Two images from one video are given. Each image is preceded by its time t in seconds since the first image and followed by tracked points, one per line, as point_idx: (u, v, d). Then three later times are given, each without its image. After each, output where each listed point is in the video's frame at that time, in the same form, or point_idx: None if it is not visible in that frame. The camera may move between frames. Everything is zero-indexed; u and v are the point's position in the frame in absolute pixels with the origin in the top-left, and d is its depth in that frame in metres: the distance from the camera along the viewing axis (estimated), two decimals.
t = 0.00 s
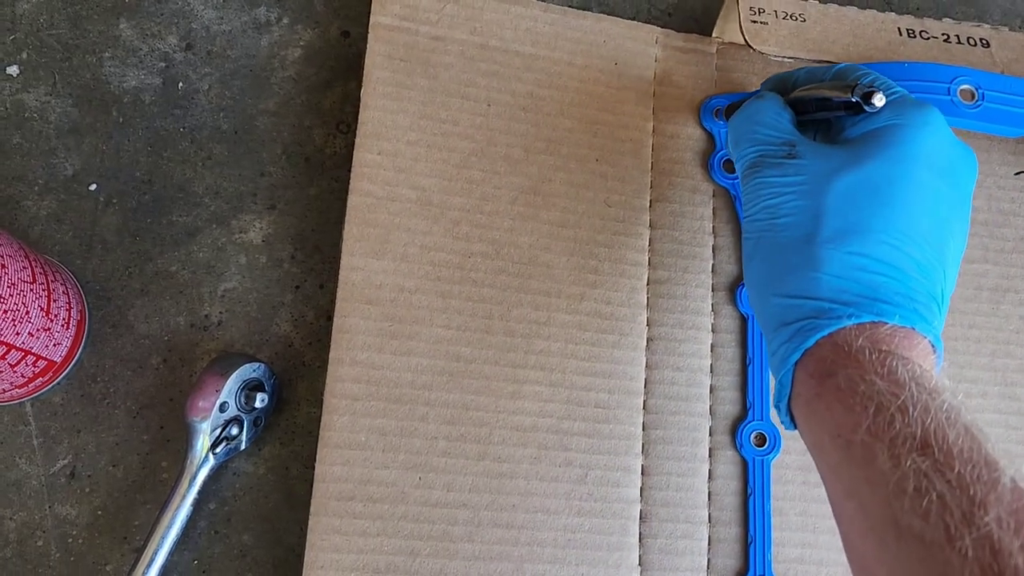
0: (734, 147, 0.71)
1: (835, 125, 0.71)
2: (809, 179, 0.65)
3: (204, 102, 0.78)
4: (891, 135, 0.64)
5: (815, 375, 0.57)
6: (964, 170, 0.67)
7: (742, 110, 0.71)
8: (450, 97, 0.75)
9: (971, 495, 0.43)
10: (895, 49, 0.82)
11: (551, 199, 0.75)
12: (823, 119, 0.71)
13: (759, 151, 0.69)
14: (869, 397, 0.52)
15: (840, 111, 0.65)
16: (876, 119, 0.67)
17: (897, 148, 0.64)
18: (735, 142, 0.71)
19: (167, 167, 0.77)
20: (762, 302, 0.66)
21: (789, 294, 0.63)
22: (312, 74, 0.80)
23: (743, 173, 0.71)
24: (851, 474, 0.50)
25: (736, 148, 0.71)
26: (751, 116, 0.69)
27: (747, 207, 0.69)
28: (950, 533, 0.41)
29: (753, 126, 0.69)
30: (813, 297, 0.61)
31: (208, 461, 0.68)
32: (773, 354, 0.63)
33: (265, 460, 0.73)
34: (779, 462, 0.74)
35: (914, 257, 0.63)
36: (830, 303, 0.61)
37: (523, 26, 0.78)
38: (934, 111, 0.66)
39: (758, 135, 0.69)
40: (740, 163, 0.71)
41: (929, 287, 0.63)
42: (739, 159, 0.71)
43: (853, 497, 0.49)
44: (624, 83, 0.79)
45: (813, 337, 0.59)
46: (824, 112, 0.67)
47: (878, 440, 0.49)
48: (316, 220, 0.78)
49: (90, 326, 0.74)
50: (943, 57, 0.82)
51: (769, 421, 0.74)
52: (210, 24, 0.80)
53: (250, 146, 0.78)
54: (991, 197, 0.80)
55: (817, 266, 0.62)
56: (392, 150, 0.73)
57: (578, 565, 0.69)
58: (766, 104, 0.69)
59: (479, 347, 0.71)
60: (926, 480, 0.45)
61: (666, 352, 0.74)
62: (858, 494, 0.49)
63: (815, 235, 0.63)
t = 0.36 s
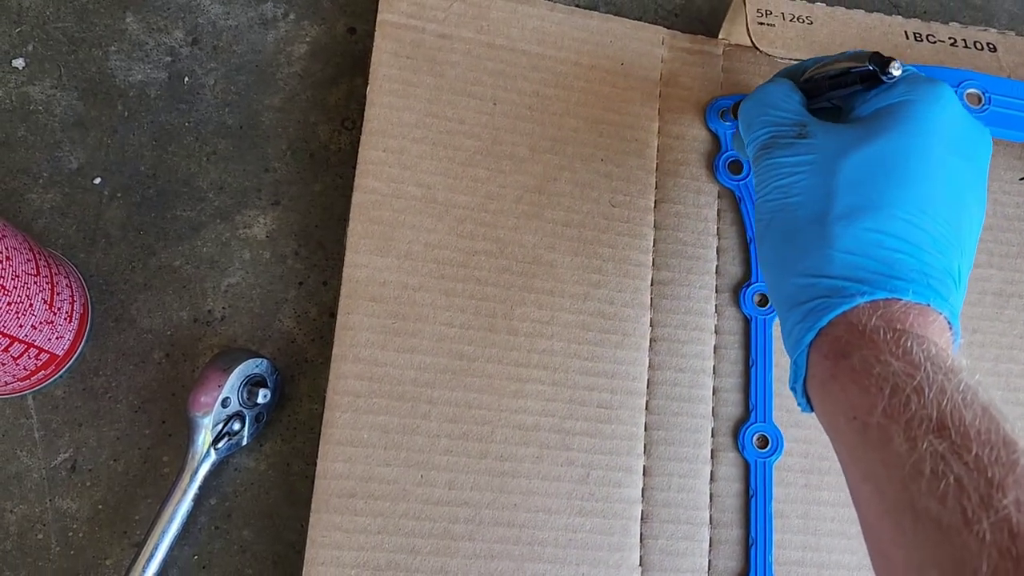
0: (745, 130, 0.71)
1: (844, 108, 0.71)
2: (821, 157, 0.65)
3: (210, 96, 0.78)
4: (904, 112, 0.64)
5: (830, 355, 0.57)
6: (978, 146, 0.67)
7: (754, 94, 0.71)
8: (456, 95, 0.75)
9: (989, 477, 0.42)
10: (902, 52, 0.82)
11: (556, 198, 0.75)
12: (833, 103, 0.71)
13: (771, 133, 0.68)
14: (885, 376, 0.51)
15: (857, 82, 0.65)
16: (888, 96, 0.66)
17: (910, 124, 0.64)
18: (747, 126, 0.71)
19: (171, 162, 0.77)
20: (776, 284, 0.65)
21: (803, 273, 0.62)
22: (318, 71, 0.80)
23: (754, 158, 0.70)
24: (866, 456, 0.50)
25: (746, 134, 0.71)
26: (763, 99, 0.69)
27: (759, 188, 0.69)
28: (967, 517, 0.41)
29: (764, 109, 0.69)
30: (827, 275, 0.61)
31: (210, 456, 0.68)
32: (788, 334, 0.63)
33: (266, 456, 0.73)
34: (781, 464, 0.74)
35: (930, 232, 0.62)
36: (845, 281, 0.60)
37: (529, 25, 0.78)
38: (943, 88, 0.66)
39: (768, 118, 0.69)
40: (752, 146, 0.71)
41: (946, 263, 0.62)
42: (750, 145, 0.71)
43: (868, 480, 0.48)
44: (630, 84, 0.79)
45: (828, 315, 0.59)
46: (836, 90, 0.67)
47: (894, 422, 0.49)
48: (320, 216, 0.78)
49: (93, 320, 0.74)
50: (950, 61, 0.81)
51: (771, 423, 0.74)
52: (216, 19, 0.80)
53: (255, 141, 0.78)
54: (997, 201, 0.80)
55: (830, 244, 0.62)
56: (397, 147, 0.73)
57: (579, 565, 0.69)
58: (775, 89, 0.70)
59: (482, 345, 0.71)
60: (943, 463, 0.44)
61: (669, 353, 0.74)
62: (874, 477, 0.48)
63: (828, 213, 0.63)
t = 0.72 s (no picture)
0: (754, 122, 0.71)
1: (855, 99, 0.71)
2: (829, 147, 0.65)
3: (216, 94, 0.78)
4: (913, 103, 0.64)
5: (837, 344, 0.57)
6: (987, 139, 0.67)
7: (763, 86, 0.71)
8: (462, 95, 0.75)
9: (996, 467, 0.42)
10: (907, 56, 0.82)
11: (561, 199, 0.75)
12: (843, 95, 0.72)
13: (780, 124, 0.69)
14: (894, 365, 0.51)
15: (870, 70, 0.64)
16: (897, 88, 0.67)
17: (919, 115, 0.64)
18: (756, 117, 0.71)
19: (177, 159, 0.77)
20: (784, 274, 0.66)
21: (811, 263, 0.63)
22: (324, 70, 0.80)
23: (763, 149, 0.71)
24: (874, 446, 0.50)
25: (756, 125, 0.71)
26: (772, 90, 0.70)
27: (768, 180, 0.69)
28: (974, 505, 0.41)
29: (773, 100, 0.70)
30: (834, 265, 0.61)
31: (213, 455, 0.68)
32: (796, 325, 0.63)
33: (269, 455, 0.73)
34: (784, 467, 0.74)
35: (939, 223, 0.62)
36: (853, 270, 0.60)
37: (536, 26, 0.78)
38: (953, 80, 0.66)
39: (777, 109, 0.69)
40: (761, 137, 0.71)
41: (954, 255, 0.62)
42: (759, 136, 0.71)
43: (876, 470, 0.49)
44: (636, 85, 0.79)
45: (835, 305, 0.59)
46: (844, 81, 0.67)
47: (902, 412, 0.49)
48: (325, 215, 0.78)
49: (97, 317, 0.73)
50: (955, 65, 0.82)
51: (775, 426, 0.74)
52: (223, 17, 0.80)
53: (260, 140, 0.78)
54: (1001, 206, 0.80)
55: (837, 234, 0.62)
56: (403, 147, 0.73)
57: (582, 566, 0.69)
58: (785, 80, 0.70)
59: (487, 345, 0.71)
60: (950, 452, 0.44)
61: (673, 354, 0.74)
62: (881, 466, 0.48)
63: (836, 202, 0.63)
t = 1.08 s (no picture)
0: (771, 113, 0.70)
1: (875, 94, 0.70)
2: (849, 144, 0.64)
3: (215, 91, 0.78)
4: (934, 101, 0.64)
5: (854, 343, 0.56)
6: (1007, 139, 0.66)
7: (782, 76, 0.70)
8: (462, 93, 0.75)
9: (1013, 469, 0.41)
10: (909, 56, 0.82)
11: (561, 197, 0.75)
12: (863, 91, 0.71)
13: (797, 117, 0.68)
14: (909, 367, 0.50)
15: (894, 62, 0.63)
16: (920, 85, 0.66)
17: (941, 114, 0.63)
18: (772, 108, 0.70)
19: (175, 156, 0.77)
20: (801, 271, 0.65)
21: (829, 262, 0.62)
22: (323, 67, 0.80)
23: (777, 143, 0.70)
24: (890, 449, 0.49)
25: (773, 117, 0.70)
26: (790, 81, 0.69)
27: (784, 173, 0.69)
28: (990, 510, 0.40)
29: (792, 92, 0.68)
30: (852, 265, 0.61)
31: (211, 452, 0.68)
32: (812, 323, 0.63)
33: (267, 453, 0.72)
34: (783, 468, 0.74)
35: (958, 224, 0.62)
36: (871, 270, 0.60)
37: (537, 23, 0.78)
38: (975, 80, 0.66)
39: (796, 101, 0.68)
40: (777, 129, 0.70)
41: (972, 256, 0.62)
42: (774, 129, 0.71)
43: (891, 471, 0.48)
44: (636, 84, 0.79)
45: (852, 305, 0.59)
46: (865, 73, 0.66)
47: (918, 413, 0.47)
48: (324, 212, 0.77)
49: (95, 314, 0.73)
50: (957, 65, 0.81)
51: (774, 426, 0.74)
52: (222, 14, 0.80)
53: (260, 137, 0.78)
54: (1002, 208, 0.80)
55: (856, 233, 0.62)
56: (402, 144, 0.73)
57: (580, 566, 0.68)
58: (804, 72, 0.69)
59: (486, 344, 0.71)
60: (969, 456, 0.43)
61: (673, 354, 0.74)
62: (898, 469, 0.47)
63: (856, 200, 0.63)
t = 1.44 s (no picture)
0: (803, 180, 0.65)
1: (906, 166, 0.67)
2: (888, 231, 0.60)
3: (213, 90, 0.78)
4: (970, 195, 0.61)
5: (890, 440, 0.53)
6: None
7: (815, 142, 0.65)
8: (459, 91, 0.75)
9: None
10: (905, 55, 0.82)
11: (557, 195, 0.75)
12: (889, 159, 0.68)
13: (833, 192, 0.63)
14: (953, 468, 0.47)
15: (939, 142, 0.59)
16: (955, 173, 0.62)
17: (975, 200, 0.61)
18: (804, 175, 0.65)
19: (173, 154, 0.77)
20: (832, 356, 0.62)
21: (861, 352, 0.60)
22: (321, 65, 0.80)
23: (809, 214, 0.65)
24: (924, 547, 0.46)
25: (804, 184, 0.65)
26: (828, 151, 0.63)
27: (816, 248, 0.64)
28: None
29: (830, 164, 0.63)
30: (889, 360, 0.58)
31: (207, 449, 0.68)
32: (840, 415, 0.60)
33: (263, 450, 0.73)
34: (779, 466, 0.74)
35: (987, 320, 0.60)
36: (907, 367, 0.57)
37: (534, 22, 0.78)
38: (1009, 169, 0.63)
39: (833, 175, 0.63)
40: (807, 199, 0.66)
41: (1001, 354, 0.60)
42: (805, 197, 0.66)
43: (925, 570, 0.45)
44: (633, 83, 0.79)
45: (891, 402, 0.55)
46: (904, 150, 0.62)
47: (954, 512, 0.45)
48: (321, 210, 0.77)
49: (92, 311, 0.73)
50: (953, 65, 0.82)
51: (770, 424, 0.74)
52: (220, 12, 0.80)
53: (257, 135, 0.78)
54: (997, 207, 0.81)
55: (891, 327, 0.59)
56: (399, 143, 0.73)
57: (575, 564, 0.68)
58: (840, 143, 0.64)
59: (482, 341, 0.71)
60: (1005, 560, 0.41)
61: (669, 352, 0.74)
62: (932, 567, 0.44)
63: (893, 293, 0.59)
